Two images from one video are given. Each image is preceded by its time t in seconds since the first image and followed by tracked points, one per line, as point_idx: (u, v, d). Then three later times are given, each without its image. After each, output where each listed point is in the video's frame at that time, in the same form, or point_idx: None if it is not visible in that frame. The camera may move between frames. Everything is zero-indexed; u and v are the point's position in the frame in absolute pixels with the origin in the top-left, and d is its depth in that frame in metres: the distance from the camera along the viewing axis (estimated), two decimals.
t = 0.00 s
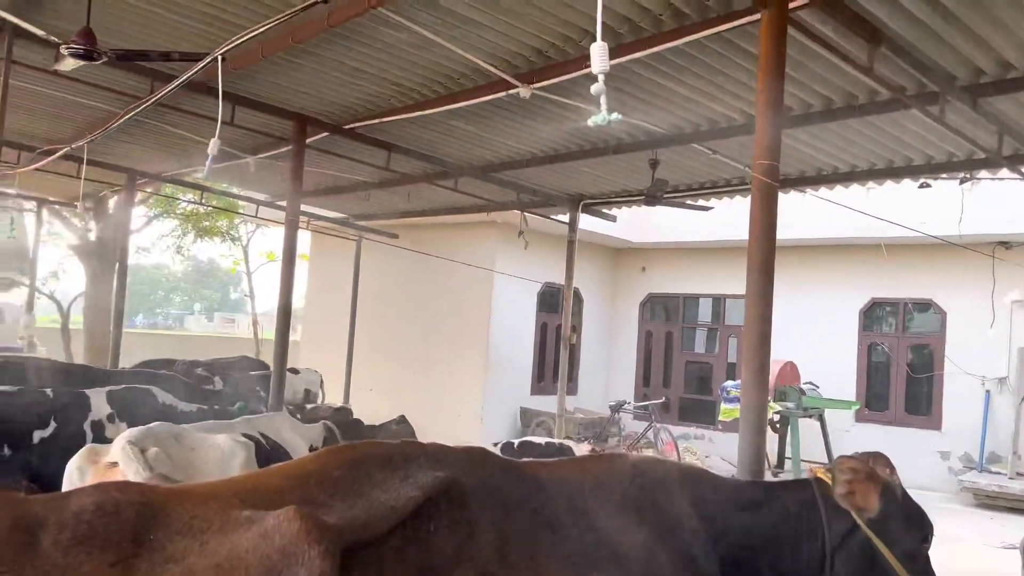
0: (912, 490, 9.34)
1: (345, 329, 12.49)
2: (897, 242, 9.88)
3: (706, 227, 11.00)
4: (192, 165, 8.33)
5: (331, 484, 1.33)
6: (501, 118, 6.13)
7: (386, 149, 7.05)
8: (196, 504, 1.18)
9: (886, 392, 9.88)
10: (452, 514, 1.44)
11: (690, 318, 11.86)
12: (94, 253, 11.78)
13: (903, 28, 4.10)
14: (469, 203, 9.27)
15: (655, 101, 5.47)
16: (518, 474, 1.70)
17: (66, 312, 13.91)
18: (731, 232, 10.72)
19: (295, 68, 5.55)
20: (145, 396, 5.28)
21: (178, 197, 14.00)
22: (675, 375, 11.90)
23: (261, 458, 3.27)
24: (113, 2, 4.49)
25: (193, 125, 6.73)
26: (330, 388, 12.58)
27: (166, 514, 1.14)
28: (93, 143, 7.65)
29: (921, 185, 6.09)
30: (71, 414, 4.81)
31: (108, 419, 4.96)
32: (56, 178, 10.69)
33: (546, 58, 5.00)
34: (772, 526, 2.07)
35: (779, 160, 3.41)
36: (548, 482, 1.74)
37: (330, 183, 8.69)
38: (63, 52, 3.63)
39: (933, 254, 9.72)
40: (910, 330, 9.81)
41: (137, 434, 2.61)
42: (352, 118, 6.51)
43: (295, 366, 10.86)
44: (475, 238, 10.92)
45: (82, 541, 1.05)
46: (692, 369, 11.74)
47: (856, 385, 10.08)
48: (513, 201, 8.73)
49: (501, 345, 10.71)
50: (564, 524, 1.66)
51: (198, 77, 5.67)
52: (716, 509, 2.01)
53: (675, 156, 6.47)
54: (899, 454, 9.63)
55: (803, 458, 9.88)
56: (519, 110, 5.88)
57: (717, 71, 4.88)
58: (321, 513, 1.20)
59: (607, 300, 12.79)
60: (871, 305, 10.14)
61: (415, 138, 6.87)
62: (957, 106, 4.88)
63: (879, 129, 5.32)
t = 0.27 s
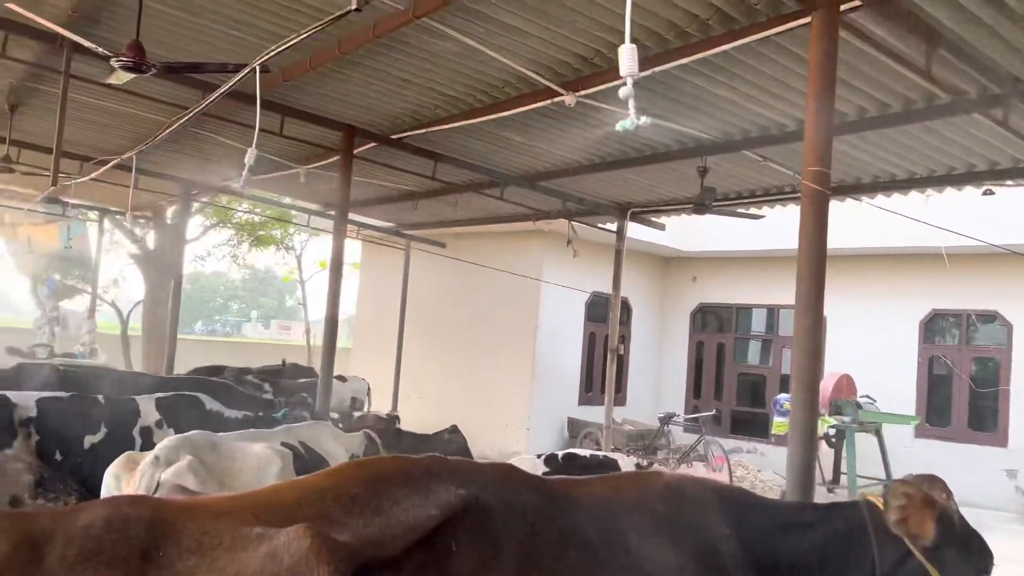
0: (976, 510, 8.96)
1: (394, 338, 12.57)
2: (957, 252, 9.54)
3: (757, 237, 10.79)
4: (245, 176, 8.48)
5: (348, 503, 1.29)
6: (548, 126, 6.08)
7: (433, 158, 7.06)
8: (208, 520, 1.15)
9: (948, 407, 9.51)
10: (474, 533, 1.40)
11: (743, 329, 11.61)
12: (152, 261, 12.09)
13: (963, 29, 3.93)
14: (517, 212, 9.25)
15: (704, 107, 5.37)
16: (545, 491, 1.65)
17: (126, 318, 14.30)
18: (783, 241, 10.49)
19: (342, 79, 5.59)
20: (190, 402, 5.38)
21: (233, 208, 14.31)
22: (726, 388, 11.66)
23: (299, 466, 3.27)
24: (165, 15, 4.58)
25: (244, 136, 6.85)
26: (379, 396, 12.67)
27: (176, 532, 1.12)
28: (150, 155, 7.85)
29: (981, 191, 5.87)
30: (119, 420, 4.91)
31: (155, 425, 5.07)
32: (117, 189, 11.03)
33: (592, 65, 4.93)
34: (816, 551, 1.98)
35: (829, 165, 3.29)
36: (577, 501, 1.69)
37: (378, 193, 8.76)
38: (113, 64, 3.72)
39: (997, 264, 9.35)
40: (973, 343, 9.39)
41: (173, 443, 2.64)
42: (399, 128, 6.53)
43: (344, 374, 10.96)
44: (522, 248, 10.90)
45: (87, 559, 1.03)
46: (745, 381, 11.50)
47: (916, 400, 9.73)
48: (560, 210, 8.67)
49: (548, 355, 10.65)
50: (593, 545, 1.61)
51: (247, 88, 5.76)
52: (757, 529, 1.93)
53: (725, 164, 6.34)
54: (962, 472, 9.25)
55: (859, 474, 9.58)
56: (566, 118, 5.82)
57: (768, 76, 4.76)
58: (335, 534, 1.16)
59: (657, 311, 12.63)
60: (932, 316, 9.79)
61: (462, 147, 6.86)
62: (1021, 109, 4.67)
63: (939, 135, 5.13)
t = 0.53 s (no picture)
0: None
1: (444, 345, 12.64)
2: None
3: (813, 242, 10.53)
4: (297, 185, 8.64)
5: (356, 508, 1.29)
6: (594, 131, 6.04)
7: (479, 166, 7.08)
8: (212, 525, 1.15)
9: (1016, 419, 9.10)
10: (486, 543, 1.38)
11: (799, 336, 11.34)
12: (210, 269, 12.40)
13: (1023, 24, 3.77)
14: (565, 219, 9.21)
15: (751, 110, 5.26)
16: (564, 501, 1.62)
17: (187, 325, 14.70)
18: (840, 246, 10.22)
19: (387, 88, 5.64)
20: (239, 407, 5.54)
21: (290, 217, 14.60)
22: (782, 396, 11.40)
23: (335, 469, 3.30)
24: (214, 28, 4.69)
25: (294, 145, 6.98)
26: (430, 402, 12.74)
27: (178, 534, 1.12)
28: (206, 166, 8.05)
29: None
30: (169, 425, 5.04)
31: (205, 430, 5.23)
32: (177, 199, 11.35)
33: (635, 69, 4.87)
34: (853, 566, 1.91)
35: (877, 166, 3.18)
36: (598, 511, 1.65)
37: (427, 201, 8.82)
38: (161, 76, 3.82)
39: None
40: None
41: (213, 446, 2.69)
42: (444, 136, 6.56)
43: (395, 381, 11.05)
44: (572, 255, 10.85)
45: (87, 561, 1.04)
46: (801, 391, 11.22)
47: (982, 411, 9.34)
48: (609, 216, 8.61)
49: (598, 363, 10.57)
50: (613, 555, 1.57)
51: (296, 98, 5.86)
52: (789, 542, 1.87)
53: (775, 167, 6.20)
54: None
55: (921, 487, 9.25)
56: (612, 122, 5.77)
57: (816, 76, 4.64)
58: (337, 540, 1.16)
59: (710, 318, 12.43)
60: (999, 324, 9.39)
61: (508, 153, 6.86)
62: None
63: (1000, 134, 4.93)
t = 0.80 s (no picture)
0: None
1: (493, 351, 12.67)
2: None
3: (869, 244, 10.25)
4: (346, 194, 8.78)
5: (354, 513, 1.30)
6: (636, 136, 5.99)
7: (523, 172, 7.09)
8: (207, 528, 1.18)
9: None
10: (487, 548, 1.38)
11: (856, 342, 11.04)
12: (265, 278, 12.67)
13: None
14: (612, 224, 9.15)
15: (796, 110, 5.15)
16: (574, 509, 1.62)
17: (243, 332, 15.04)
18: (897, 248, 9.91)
19: (429, 98, 5.69)
20: (281, 412, 5.74)
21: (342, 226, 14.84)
22: (839, 403, 11.10)
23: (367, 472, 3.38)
24: (257, 43, 4.79)
25: (340, 155, 7.09)
26: (479, 409, 12.78)
27: (173, 538, 1.14)
28: (257, 176, 8.24)
29: None
30: (212, 432, 5.26)
31: (246, 435, 5.46)
32: (232, 210, 11.64)
33: (673, 72, 4.81)
34: None
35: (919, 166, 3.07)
36: (611, 519, 1.66)
37: (473, 208, 8.87)
38: (204, 91, 3.92)
39: None
40: None
41: (240, 454, 2.81)
42: (487, 143, 6.58)
43: (445, 388, 11.13)
44: (620, 260, 10.77)
45: (81, 564, 1.06)
46: (859, 398, 10.92)
47: None
48: (656, 221, 8.52)
49: (647, 369, 10.47)
50: (623, 565, 1.57)
51: (340, 108, 5.96)
52: (812, 554, 1.85)
53: (823, 168, 6.06)
54: None
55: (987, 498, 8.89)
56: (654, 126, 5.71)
57: (860, 74, 4.52)
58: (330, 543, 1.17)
59: (764, 324, 12.20)
60: None
61: (551, 160, 6.85)
62: None
63: None
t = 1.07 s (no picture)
0: None
1: (539, 356, 12.66)
2: None
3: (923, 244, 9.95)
4: (391, 202, 8.89)
5: (363, 520, 1.37)
6: (677, 139, 5.95)
7: (563, 177, 7.09)
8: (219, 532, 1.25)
9: None
10: (495, 553, 1.46)
11: (911, 345, 10.75)
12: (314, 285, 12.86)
13: None
14: (656, 228, 9.08)
15: (838, 110, 5.06)
16: (592, 516, 1.72)
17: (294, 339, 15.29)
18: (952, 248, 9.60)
19: (467, 105, 5.74)
20: (324, 418, 5.89)
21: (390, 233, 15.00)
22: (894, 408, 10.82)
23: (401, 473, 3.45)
24: (297, 55, 4.89)
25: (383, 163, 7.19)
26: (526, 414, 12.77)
27: (188, 541, 1.22)
28: (304, 185, 8.40)
29: None
30: (256, 437, 5.44)
31: (290, 440, 5.62)
32: (282, 219, 11.86)
33: (711, 74, 4.76)
34: None
35: (961, 164, 2.99)
36: (631, 526, 1.76)
37: (516, 214, 8.90)
38: (244, 104, 4.02)
39: None
40: None
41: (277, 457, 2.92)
42: (527, 149, 6.60)
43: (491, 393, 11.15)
44: (665, 264, 10.67)
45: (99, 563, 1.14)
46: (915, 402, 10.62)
47: None
48: (700, 223, 8.43)
49: (694, 374, 10.35)
50: (642, 568, 1.67)
51: (381, 117, 6.05)
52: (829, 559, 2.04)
53: (869, 168, 5.93)
54: None
55: None
56: (694, 130, 5.67)
57: (903, 72, 4.43)
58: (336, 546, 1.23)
59: (815, 327, 11.95)
60: None
61: (592, 164, 6.83)
62: None
63: None
